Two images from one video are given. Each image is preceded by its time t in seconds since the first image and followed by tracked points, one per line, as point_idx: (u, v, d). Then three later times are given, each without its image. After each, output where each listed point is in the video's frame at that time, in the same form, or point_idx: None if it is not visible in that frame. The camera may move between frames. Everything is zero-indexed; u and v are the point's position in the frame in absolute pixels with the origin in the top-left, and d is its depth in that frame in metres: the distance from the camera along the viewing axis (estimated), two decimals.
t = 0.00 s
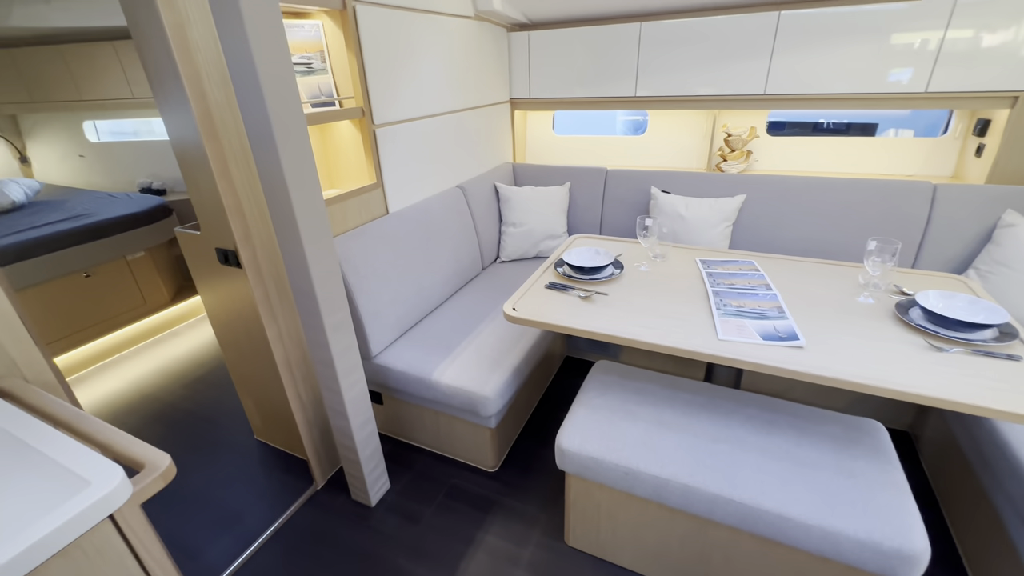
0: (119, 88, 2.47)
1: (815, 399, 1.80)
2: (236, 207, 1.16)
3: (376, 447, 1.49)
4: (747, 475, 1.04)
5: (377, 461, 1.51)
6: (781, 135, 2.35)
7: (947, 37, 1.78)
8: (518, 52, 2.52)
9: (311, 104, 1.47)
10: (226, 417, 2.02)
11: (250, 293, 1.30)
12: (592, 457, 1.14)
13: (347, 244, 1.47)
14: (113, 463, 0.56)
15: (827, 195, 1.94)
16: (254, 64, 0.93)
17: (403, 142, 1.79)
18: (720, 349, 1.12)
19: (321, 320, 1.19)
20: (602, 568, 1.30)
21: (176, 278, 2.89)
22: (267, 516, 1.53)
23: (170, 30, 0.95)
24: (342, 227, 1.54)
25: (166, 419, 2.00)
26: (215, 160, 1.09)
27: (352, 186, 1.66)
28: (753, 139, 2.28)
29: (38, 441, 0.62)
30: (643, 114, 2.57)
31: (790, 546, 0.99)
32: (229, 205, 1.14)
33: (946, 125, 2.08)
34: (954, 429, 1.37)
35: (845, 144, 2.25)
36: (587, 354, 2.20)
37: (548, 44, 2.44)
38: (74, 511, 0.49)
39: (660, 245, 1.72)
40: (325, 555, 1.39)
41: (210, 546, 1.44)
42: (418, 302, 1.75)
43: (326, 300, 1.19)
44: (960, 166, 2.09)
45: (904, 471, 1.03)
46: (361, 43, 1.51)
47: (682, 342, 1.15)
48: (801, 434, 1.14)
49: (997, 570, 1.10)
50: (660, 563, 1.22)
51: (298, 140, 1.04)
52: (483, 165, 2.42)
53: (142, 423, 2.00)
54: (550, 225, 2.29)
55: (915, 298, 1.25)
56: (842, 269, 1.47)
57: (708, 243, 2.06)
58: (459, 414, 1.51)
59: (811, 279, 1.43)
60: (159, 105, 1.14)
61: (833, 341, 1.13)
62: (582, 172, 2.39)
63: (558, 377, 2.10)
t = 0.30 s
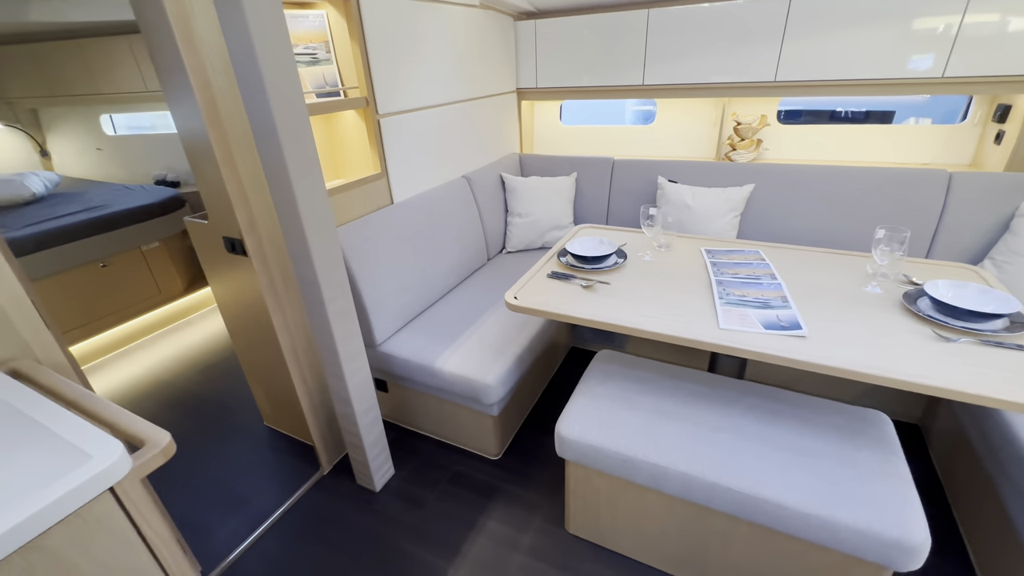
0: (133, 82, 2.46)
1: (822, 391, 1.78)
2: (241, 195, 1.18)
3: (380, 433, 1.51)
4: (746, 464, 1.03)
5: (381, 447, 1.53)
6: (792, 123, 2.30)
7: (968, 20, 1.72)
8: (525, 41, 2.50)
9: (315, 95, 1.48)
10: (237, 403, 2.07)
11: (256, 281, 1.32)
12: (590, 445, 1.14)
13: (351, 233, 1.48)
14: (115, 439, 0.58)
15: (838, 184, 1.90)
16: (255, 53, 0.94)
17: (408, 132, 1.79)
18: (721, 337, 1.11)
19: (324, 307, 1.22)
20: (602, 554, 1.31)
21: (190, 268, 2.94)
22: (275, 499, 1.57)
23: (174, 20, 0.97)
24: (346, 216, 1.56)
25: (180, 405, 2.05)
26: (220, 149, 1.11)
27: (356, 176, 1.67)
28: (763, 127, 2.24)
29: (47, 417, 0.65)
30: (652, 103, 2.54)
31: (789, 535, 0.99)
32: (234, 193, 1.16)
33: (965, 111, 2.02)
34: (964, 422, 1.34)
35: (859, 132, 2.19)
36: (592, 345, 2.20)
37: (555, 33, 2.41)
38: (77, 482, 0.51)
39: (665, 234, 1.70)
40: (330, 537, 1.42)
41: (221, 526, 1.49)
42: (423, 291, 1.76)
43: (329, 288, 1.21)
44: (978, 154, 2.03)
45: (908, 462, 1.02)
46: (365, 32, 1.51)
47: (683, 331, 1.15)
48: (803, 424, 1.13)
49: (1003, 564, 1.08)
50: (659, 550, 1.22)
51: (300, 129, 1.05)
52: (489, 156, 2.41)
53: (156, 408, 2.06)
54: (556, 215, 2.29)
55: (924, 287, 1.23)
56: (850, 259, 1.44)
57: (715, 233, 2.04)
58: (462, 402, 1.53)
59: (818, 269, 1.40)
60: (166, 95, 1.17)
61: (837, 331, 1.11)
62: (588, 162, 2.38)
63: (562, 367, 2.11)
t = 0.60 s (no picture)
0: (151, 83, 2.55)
1: (819, 398, 1.74)
2: (233, 193, 1.22)
3: (370, 429, 1.54)
4: (724, 469, 1.02)
5: (371, 443, 1.56)
6: (796, 124, 2.26)
7: (981, 19, 1.68)
8: (527, 42, 2.51)
9: (313, 96, 1.50)
10: (237, 396, 2.12)
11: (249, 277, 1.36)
12: (571, 446, 1.14)
13: (344, 232, 1.50)
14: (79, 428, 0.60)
15: (841, 187, 1.86)
16: (241, 55, 0.97)
17: (405, 132, 1.81)
18: (702, 341, 1.10)
19: (311, 304, 1.24)
20: (585, 556, 1.31)
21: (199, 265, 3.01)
22: (268, 491, 1.61)
23: (165, 22, 1.00)
24: (340, 215, 1.58)
25: (182, 397, 2.11)
26: (212, 149, 1.15)
27: (353, 176, 1.69)
28: (766, 128, 2.22)
29: (19, 403, 0.67)
30: (654, 103, 2.52)
31: (766, 542, 0.98)
32: (225, 191, 1.20)
33: (976, 113, 1.96)
34: (961, 432, 1.31)
35: (866, 134, 2.14)
36: (589, 346, 2.19)
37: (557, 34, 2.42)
38: (37, 468, 0.53)
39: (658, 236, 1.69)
40: (319, 530, 1.45)
41: (214, 517, 1.52)
42: (417, 290, 1.78)
43: (316, 285, 1.24)
44: (990, 157, 1.97)
45: (892, 472, 1.00)
46: (360, 34, 1.53)
47: (665, 333, 1.14)
48: (788, 431, 1.11)
49: None
50: (641, 554, 1.21)
51: (287, 128, 1.08)
52: (490, 156, 2.43)
53: (160, 399, 2.11)
54: (554, 216, 2.28)
55: (917, 294, 1.20)
56: (845, 264, 1.41)
57: (714, 236, 2.01)
58: (450, 400, 1.54)
59: (811, 273, 1.38)
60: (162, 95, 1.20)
61: (823, 337, 1.09)
62: (589, 163, 2.37)
63: (558, 368, 2.10)
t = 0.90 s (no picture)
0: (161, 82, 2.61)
1: (809, 409, 1.71)
2: (220, 192, 1.25)
3: (353, 427, 1.56)
4: (693, 479, 1.01)
5: (355, 441, 1.57)
6: (796, 131, 2.23)
7: (999, 25, 1.61)
8: (526, 45, 2.51)
9: (306, 97, 1.52)
10: (232, 391, 2.15)
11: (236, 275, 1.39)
12: (543, 450, 1.14)
13: (333, 232, 1.52)
14: (37, 419, 0.62)
15: (837, 195, 1.83)
16: (221, 59, 1.00)
17: (398, 134, 1.82)
18: (676, 348, 1.09)
19: (294, 302, 1.28)
20: (559, 561, 1.31)
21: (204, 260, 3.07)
22: (254, 485, 1.63)
23: (153, 27, 1.04)
24: (330, 215, 1.60)
25: (178, 390, 2.15)
26: (198, 149, 1.18)
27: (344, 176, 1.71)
28: (765, 135, 2.23)
29: None
30: (654, 107, 2.51)
31: (733, 554, 0.97)
32: (212, 190, 1.23)
33: (981, 121, 1.92)
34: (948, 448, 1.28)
35: (867, 141, 2.10)
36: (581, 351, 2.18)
37: (556, 38, 2.42)
38: None
39: (647, 242, 1.68)
40: (299, 525, 1.47)
41: (200, 509, 1.56)
42: (406, 290, 1.79)
43: (299, 284, 1.27)
44: (995, 167, 1.93)
45: (865, 487, 0.98)
46: (352, 36, 1.55)
47: (639, 340, 1.13)
48: (762, 442, 1.10)
49: None
50: (614, 561, 1.21)
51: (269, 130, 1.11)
52: (487, 159, 2.44)
53: (157, 392, 2.16)
54: (549, 219, 2.28)
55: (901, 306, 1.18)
56: (832, 274, 1.39)
57: (708, 242, 2.00)
58: (433, 401, 1.55)
59: (797, 282, 1.36)
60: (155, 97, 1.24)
61: (799, 348, 1.07)
62: (585, 167, 2.36)
63: (548, 372, 2.10)
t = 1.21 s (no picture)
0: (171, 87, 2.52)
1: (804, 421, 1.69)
2: (217, 193, 1.28)
3: (345, 427, 1.58)
4: (674, 489, 1.01)
5: (346, 441, 1.60)
6: (800, 139, 2.21)
7: (1016, 35, 1.57)
8: (530, 51, 2.53)
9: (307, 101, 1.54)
10: (232, 388, 2.19)
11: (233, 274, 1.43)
12: (526, 456, 1.14)
13: (329, 234, 1.55)
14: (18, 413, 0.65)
15: (838, 206, 1.81)
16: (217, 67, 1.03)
17: (398, 138, 1.84)
18: (660, 358, 1.09)
19: (287, 303, 1.31)
20: (543, 567, 1.31)
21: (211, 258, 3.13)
22: (247, 481, 1.66)
23: (154, 33, 1.08)
24: (328, 218, 1.62)
25: (179, 386, 2.19)
26: (197, 152, 1.22)
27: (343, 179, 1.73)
28: (767, 144, 2.23)
29: None
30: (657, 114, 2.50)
31: (711, 567, 0.96)
32: (209, 191, 1.27)
33: (989, 133, 1.88)
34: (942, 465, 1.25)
35: (872, 151, 2.08)
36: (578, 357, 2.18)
37: (559, 44, 2.42)
38: None
39: (642, 249, 1.68)
40: (288, 523, 1.49)
41: (193, 503, 1.58)
42: (403, 293, 1.81)
43: (292, 285, 1.31)
44: (1002, 180, 1.89)
45: (848, 503, 0.97)
46: (353, 42, 1.57)
47: (625, 349, 1.13)
48: (746, 455, 1.09)
49: None
50: (597, 569, 1.20)
51: (264, 135, 1.14)
52: (488, 164, 2.45)
53: (159, 387, 2.21)
54: (549, 224, 2.28)
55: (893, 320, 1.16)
56: (826, 286, 1.38)
57: (706, 251, 1.99)
58: (424, 403, 1.56)
59: (790, 293, 1.35)
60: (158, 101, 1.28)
61: (785, 360, 1.07)
62: (586, 173, 2.36)
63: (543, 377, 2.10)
